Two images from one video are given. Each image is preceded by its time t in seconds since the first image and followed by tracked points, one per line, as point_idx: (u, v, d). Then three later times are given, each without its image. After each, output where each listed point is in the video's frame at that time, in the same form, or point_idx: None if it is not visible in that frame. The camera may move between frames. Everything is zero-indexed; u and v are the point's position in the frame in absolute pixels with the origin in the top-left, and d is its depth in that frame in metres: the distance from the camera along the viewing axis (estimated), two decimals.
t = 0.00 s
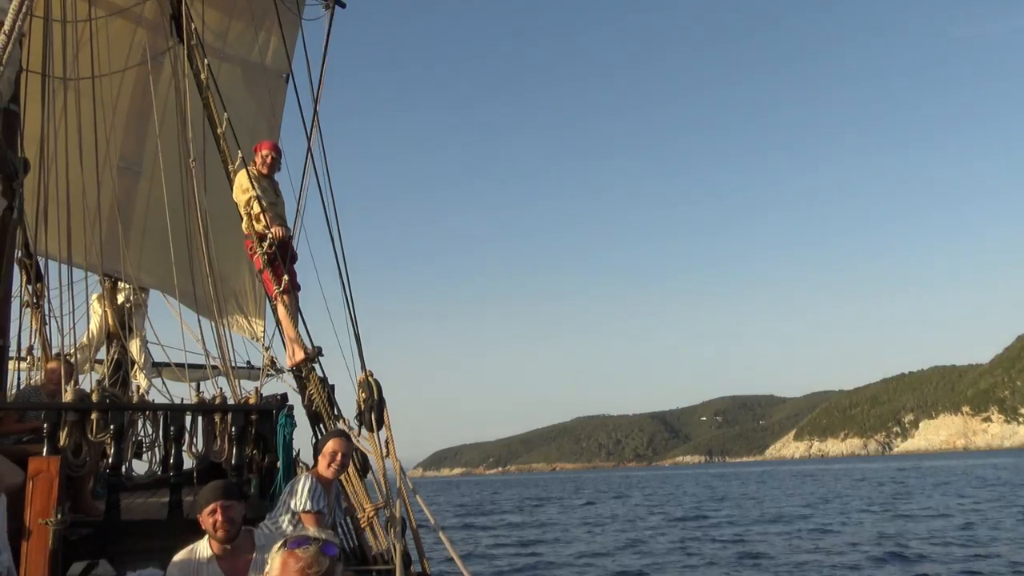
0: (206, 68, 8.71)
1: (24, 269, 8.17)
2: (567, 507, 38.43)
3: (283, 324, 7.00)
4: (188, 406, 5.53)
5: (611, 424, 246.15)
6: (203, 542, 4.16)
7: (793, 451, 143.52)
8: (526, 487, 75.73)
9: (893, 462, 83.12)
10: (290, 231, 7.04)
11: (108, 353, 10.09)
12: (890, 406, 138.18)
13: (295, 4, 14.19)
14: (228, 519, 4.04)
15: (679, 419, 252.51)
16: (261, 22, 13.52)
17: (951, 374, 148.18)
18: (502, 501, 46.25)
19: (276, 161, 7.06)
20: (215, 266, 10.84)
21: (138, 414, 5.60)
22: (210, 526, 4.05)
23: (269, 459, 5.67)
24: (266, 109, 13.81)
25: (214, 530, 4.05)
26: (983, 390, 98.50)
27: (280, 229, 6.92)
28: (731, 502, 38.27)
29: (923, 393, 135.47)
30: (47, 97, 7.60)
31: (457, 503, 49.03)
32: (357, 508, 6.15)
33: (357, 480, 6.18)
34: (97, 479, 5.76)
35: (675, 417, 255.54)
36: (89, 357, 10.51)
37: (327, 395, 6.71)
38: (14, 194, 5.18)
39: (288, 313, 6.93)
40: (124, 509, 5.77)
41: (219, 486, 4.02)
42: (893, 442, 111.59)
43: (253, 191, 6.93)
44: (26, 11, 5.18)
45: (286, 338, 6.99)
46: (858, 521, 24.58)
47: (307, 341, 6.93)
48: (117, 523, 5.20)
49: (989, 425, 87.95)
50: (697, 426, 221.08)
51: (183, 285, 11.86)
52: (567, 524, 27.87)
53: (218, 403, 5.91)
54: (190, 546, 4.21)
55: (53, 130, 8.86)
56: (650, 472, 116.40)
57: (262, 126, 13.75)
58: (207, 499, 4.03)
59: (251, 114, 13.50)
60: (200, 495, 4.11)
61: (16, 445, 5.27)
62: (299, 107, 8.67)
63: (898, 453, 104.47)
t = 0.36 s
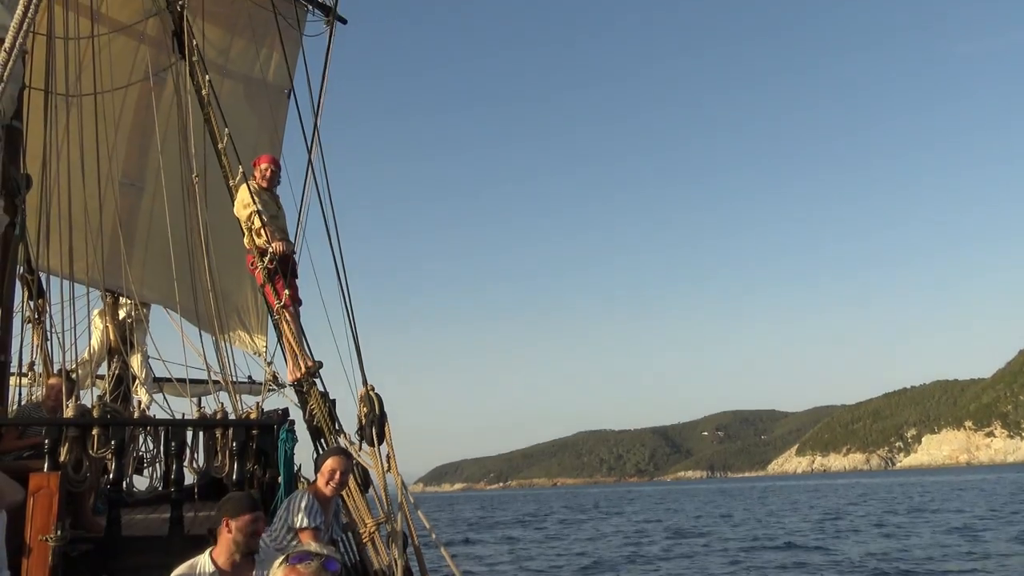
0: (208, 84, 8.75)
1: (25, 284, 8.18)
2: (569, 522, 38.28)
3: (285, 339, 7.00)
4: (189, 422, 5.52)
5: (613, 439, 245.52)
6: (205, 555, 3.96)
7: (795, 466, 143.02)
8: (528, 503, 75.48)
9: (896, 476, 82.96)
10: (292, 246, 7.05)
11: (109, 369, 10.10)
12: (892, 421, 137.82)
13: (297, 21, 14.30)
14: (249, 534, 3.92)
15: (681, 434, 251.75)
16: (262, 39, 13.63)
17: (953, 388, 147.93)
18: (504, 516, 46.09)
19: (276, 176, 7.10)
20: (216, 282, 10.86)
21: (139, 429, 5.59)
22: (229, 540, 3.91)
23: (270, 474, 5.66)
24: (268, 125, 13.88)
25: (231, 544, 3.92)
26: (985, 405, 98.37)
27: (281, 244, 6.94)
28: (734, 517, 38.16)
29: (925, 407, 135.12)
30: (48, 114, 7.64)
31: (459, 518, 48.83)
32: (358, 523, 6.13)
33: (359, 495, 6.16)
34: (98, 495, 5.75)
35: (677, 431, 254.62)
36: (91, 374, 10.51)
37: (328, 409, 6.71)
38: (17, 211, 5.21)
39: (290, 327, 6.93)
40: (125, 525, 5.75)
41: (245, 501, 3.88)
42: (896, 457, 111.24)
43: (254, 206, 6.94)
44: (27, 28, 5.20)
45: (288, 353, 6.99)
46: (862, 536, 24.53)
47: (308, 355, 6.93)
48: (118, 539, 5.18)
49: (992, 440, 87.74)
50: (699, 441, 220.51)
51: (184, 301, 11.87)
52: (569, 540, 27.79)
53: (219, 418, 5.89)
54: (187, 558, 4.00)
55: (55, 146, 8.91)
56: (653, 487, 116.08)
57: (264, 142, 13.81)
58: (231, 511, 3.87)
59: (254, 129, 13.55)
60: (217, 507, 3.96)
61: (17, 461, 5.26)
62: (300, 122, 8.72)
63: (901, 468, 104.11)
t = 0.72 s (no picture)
0: (208, 96, 8.80)
1: (25, 295, 8.18)
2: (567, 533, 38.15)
3: (284, 350, 7.01)
4: (189, 433, 5.53)
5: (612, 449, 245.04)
6: (211, 563, 3.92)
7: (794, 478, 142.74)
8: (526, 512, 75.30)
9: (895, 489, 82.78)
10: (291, 257, 7.07)
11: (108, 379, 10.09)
12: (891, 433, 137.63)
13: (297, 33, 14.36)
14: (259, 541, 3.92)
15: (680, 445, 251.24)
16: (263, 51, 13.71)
17: (952, 400, 147.84)
18: (503, 527, 45.94)
19: (275, 188, 7.13)
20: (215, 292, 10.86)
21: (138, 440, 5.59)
22: (238, 547, 3.89)
23: (269, 485, 5.65)
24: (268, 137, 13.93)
25: (239, 552, 3.89)
26: (984, 417, 98.30)
27: (281, 255, 6.95)
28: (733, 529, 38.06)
29: (924, 419, 134.97)
30: (49, 125, 7.68)
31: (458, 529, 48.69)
32: (356, 534, 6.12)
33: (358, 505, 6.15)
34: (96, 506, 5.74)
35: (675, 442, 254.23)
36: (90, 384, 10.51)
37: (328, 420, 6.70)
38: (17, 222, 5.24)
39: (289, 338, 6.94)
40: (123, 537, 5.74)
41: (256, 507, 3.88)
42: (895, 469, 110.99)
43: (255, 217, 6.96)
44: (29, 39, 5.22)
45: (287, 364, 7.00)
46: (861, 548, 24.51)
47: (308, 366, 6.94)
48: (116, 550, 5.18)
49: (991, 453, 87.64)
50: (698, 452, 220.06)
51: (183, 312, 11.89)
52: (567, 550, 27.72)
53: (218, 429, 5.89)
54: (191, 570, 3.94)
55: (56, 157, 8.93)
56: (651, 498, 115.78)
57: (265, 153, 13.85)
58: (242, 517, 3.86)
59: (254, 140, 13.60)
60: (224, 512, 3.94)
61: (15, 471, 5.25)
62: (300, 134, 8.76)
63: (900, 480, 103.88)
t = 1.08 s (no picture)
0: (205, 88, 8.76)
1: (22, 288, 8.18)
2: (565, 523, 38.31)
3: (282, 342, 7.01)
4: (187, 424, 5.54)
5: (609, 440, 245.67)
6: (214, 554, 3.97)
7: (789, 468, 143.45)
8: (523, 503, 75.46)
9: (891, 479, 83.18)
10: (288, 248, 7.07)
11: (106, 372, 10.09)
12: (886, 423, 138.19)
13: (293, 24, 14.30)
14: (261, 535, 3.93)
15: (676, 435, 252.04)
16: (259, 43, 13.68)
17: (947, 391, 148.44)
18: (501, 517, 46.09)
19: (270, 180, 7.15)
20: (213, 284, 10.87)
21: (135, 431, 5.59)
22: (239, 540, 3.91)
23: (268, 477, 5.67)
24: (264, 129, 13.87)
25: (240, 545, 3.92)
26: (979, 408, 98.79)
27: (278, 247, 6.94)
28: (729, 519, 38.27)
29: (919, 410, 135.50)
30: (45, 117, 7.66)
31: (457, 519, 48.87)
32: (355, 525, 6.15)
33: (356, 496, 6.18)
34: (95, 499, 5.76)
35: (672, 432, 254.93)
36: (88, 376, 10.51)
37: (325, 412, 6.72)
38: (14, 215, 5.24)
39: (287, 330, 6.95)
40: (121, 528, 5.76)
41: (256, 502, 3.88)
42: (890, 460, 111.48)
43: (251, 209, 6.98)
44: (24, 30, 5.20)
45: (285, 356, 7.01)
46: (857, 538, 24.66)
47: (305, 358, 6.96)
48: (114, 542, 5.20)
49: (985, 443, 88.08)
50: (694, 442, 220.86)
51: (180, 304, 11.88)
52: (564, 540, 27.83)
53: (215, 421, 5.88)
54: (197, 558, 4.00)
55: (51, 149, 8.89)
56: (648, 488, 116.24)
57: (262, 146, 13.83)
58: (241, 511, 3.87)
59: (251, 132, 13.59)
60: (224, 506, 3.94)
61: (13, 463, 5.26)
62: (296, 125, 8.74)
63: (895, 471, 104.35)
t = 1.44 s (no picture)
0: (199, 64, 8.68)
1: (17, 265, 8.15)
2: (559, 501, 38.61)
3: (279, 320, 7.01)
4: (183, 402, 5.54)
5: (603, 418, 246.94)
6: (213, 529, 4.01)
7: (782, 447, 144.44)
8: (517, 480, 75.98)
9: (882, 458, 83.83)
10: (285, 226, 7.05)
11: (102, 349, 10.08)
12: (879, 403, 139.03)
13: None
14: (255, 514, 3.92)
15: (670, 413, 253.34)
16: (254, 19, 13.55)
17: (939, 371, 149.23)
18: (496, 494, 46.42)
19: (265, 158, 7.14)
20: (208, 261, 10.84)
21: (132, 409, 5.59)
22: (233, 518, 3.92)
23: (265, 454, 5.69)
24: (259, 106, 13.79)
25: (235, 523, 3.94)
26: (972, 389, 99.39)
27: (275, 224, 6.92)
28: (721, 497, 38.63)
29: (912, 390, 136.24)
30: (37, 93, 7.59)
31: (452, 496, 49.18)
32: (352, 502, 6.18)
33: (353, 473, 6.21)
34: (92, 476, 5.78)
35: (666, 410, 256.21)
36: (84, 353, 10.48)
37: (323, 390, 6.74)
38: (8, 191, 5.19)
39: (283, 308, 6.94)
40: (119, 505, 5.78)
41: (250, 479, 3.88)
42: (882, 439, 112.28)
43: (247, 186, 6.96)
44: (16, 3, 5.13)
45: (281, 334, 7.01)
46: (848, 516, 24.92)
47: (302, 336, 6.96)
48: (112, 518, 5.21)
49: (977, 423, 88.70)
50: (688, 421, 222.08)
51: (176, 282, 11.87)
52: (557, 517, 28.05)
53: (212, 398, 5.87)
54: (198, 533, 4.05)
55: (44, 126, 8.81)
56: (643, 466, 116.96)
57: (257, 123, 13.74)
58: (233, 490, 3.88)
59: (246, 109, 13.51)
60: (220, 486, 3.94)
61: (10, 440, 5.26)
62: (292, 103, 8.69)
63: (886, 450, 105.12)
